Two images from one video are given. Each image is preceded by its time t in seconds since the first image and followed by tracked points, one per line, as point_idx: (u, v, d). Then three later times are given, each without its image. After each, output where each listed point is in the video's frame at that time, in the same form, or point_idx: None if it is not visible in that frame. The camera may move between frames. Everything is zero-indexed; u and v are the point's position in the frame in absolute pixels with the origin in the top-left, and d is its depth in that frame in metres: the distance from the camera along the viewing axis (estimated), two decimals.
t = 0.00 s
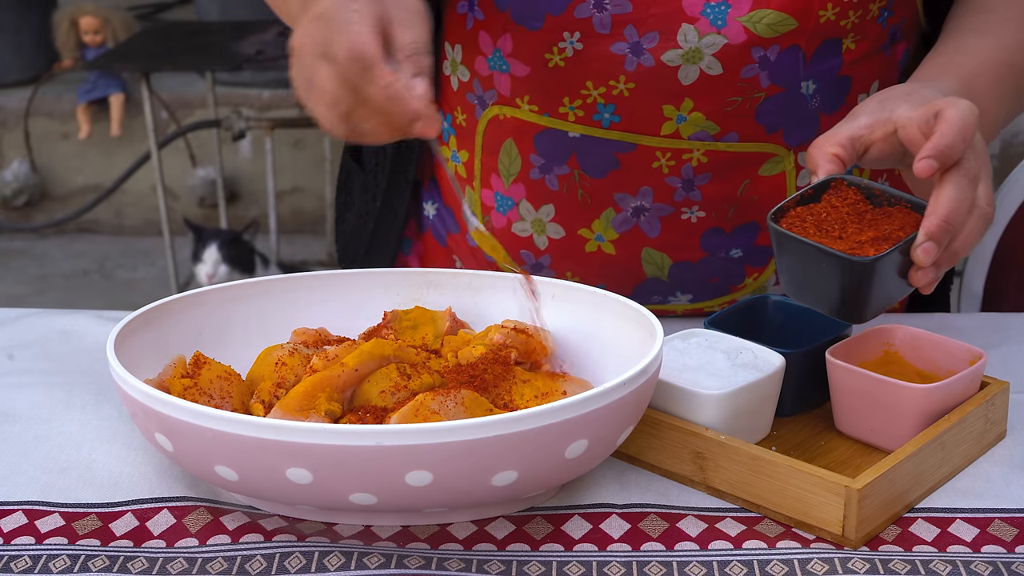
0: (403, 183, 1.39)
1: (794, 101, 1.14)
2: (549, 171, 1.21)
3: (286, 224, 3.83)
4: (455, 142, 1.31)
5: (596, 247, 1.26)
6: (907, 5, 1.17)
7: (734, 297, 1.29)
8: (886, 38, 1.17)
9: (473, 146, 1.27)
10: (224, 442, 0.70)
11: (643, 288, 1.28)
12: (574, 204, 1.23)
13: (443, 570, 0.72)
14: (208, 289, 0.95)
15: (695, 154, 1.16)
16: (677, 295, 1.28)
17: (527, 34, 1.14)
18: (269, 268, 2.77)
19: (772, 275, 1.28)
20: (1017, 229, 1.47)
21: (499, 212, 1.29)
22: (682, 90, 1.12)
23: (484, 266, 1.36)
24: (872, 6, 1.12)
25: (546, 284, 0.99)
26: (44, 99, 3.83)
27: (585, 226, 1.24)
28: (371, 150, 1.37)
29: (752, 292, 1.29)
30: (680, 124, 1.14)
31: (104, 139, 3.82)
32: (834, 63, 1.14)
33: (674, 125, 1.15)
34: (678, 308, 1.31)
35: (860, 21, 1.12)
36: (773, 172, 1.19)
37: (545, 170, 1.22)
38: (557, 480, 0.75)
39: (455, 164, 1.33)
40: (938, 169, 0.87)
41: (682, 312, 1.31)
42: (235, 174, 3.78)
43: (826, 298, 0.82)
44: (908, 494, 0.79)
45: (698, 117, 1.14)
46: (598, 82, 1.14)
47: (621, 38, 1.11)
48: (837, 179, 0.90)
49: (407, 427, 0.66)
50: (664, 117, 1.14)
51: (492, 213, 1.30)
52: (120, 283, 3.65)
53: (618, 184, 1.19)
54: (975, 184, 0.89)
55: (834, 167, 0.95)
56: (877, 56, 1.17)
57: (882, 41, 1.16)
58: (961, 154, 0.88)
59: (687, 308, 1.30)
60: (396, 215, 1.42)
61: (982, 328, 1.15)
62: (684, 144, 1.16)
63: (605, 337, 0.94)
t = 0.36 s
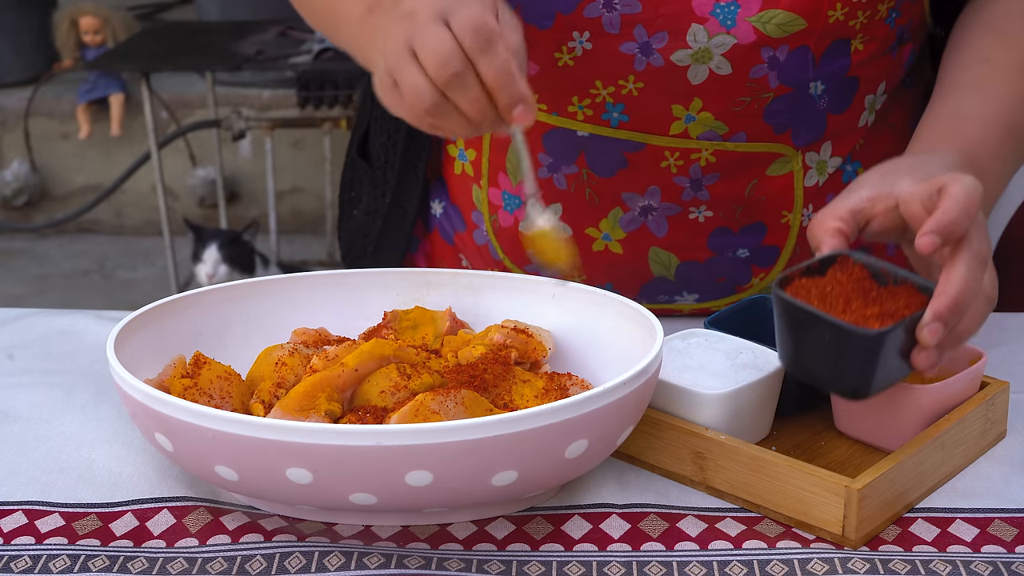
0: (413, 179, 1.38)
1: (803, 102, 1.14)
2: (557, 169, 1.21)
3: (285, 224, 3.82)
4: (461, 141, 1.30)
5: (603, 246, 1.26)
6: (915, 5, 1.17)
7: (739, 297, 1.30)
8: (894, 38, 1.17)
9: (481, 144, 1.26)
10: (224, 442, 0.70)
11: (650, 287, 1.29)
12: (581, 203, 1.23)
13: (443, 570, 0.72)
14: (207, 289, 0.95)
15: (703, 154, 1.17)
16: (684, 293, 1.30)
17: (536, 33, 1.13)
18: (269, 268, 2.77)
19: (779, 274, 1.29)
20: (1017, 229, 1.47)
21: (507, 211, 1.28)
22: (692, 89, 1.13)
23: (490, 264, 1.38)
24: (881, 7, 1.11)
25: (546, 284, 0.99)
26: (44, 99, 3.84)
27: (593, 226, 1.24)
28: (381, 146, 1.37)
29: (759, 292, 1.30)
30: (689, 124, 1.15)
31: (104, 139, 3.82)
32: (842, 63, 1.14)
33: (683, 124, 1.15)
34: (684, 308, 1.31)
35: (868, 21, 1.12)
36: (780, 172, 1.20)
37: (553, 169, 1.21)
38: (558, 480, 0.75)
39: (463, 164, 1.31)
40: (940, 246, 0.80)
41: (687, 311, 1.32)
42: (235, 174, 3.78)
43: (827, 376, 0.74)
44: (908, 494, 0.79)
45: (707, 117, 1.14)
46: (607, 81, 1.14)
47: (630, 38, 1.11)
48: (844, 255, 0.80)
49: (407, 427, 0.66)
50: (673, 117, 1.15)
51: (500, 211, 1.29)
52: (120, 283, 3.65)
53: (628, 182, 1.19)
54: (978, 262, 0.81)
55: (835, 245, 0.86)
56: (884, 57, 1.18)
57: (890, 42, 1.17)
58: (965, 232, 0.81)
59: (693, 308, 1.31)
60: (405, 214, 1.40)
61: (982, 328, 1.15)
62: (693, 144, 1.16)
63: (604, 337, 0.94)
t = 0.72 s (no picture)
0: (426, 178, 1.34)
1: (796, 103, 1.15)
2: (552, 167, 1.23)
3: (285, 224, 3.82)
4: (461, 137, 1.32)
5: (599, 244, 1.27)
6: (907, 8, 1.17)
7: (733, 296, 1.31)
8: (887, 40, 1.17)
9: (479, 140, 1.28)
10: (224, 442, 0.70)
11: (643, 286, 1.30)
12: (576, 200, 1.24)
13: (442, 570, 0.72)
14: (207, 289, 0.95)
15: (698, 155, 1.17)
16: (677, 291, 1.31)
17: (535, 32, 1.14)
18: (269, 268, 2.77)
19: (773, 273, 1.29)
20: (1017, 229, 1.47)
21: (502, 207, 1.29)
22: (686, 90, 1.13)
23: (487, 260, 1.37)
24: (875, 10, 1.12)
25: (546, 284, 0.99)
26: (44, 99, 3.84)
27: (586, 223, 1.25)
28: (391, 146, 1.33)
29: (753, 291, 1.30)
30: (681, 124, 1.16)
31: (104, 139, 3.82)
32: (836, 65, 1.14)
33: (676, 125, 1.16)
34: (678, 306, 1.32)
35: (862, 24, 1.12)
36: (773, 172, 1.20)
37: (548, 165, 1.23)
38: (558, 480, 0.75)
39: (458, 159, 1.33)
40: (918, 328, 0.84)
41: (680, 310, 1.32)
42: (235, 174, 3.78)
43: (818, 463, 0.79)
44: (908, 494, 0.78)
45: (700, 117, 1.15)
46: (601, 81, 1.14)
47: (627, 37, 1.12)
48: (822, 334, 0.85)
49: (407, 427, 0.66)
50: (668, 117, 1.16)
51: (496, 207, 1.30)
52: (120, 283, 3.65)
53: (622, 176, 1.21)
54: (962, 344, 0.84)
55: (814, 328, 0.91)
56: (878, 59, 1.18)
57: (883, 44, 1.17)
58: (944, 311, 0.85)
59: (687, 307, 1.32)
60: (418, 213, 1.36)
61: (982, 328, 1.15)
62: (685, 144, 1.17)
63: (608, 338, 0.94)
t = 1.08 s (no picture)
0: (436, 187, 1.34)
1: (811, 108, 1.15)
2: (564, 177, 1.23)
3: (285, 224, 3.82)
4: (472, 145, 1.32)
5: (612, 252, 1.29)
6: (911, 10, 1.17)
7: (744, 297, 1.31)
8: (895, 43, 1.17)
9: (489, 149, 1.27)
10: (224, 442, 0.70)
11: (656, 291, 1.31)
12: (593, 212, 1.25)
13: (442, 570, 0.72)
14: (207, 289, 0.95)
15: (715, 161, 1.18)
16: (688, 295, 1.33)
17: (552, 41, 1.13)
18: (269, 268, 2.77)
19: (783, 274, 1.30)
20: (1016, 229, 1.47)
21: (514, 215, 1.29)
22: (704, 98, 1.13)
23: (495, 265, 1.38)
24: (886, 15, 1.12)
25: (546, 284, 0.99)
26: (44, 99, 3.84)
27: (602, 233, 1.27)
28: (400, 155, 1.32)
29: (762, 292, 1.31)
30: (700, 132, 1.16)
31: (104, 139, 3.82)
32: (849, 70, 1.14)
33: (694, 132, 1.16)
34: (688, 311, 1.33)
35: (876, 31, 1.12)
36: (786, 175, 1.21)
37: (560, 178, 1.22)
38: (557, 480, 0.75)
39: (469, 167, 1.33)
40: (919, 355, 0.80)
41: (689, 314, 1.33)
42: (235, 174, 3.78)
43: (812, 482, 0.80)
44: (908, 494, 0.78)
45: (718, 125, 1.15)
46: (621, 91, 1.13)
47: (645, 48, 1.11)
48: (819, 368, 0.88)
49: (407, 427, 0.66)
50: (686, 125, 1.16)
51: (506, 215, 1.30)
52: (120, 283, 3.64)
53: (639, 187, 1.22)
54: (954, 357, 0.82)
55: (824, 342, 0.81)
56: (885, 61, 1.18)
57: (892, 47, 1.17)
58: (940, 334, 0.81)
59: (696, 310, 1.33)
60: (429, 222, 1.36)
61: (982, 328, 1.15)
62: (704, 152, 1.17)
63: (607, 338, 0.94)
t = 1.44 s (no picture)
0: (433, 187, 1.34)
1: (812, 105, 1.16)
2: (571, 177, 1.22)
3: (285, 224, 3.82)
4: (468, 145, 1.32)
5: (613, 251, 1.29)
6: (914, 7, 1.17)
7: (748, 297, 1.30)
8: (899, 42, 1.17)
9: (490, 150, 1.27)
10: (224, 442, 0.70)
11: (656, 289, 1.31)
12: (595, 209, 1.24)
13: (443, 570, 0.72)
14: (207, 289, 0.95)
15: (716, 158, 1.19)
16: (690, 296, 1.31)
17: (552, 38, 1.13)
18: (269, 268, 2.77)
19: (785, 275, 1.29)
20: (1017, 230, 1.47)
21: (515, 214, 1.29)
22: (706, 95, 1.14)
23: (494, 265, 1.39)
24: (889, 13, 1.12)
25: (545, 285, 0.99)
26: (44, 100, 3.84)
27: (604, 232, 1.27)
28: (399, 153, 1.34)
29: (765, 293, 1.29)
30: (702, 129, 1.17)
31: (104, 139, 3.83)
32: (851, 67, 1.15)
33: (696, 130, 1.17)
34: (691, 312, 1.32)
35: (878, 28, 1.12)
36: (787, 174, 1.21)
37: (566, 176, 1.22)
38: (557, 480, 0.75)
39: (469, 166, 1.33)
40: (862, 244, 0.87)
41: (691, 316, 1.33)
42: (235, 174, 3.77)
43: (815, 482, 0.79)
44: (908, 494, 0.78)
45: (720, 122, 1.16)
46: (623, 87, 1.14)
47: (646, 45, 1.11)
48: (819, 368, 0.89)
49: (408, 427, 0.66)
50: (687, 122, 1.16)
51: (507, 214, 1.30)
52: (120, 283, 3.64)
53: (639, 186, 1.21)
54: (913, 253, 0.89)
55: (769, 254, 0.89)
56: (890, 59, 1.18)
57: (895, 45, 1.17)
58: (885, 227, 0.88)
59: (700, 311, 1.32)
60: (425, 221, 1.36)
61: (982, 329, 1.15)
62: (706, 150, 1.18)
63: (607, 344, 0.94)
